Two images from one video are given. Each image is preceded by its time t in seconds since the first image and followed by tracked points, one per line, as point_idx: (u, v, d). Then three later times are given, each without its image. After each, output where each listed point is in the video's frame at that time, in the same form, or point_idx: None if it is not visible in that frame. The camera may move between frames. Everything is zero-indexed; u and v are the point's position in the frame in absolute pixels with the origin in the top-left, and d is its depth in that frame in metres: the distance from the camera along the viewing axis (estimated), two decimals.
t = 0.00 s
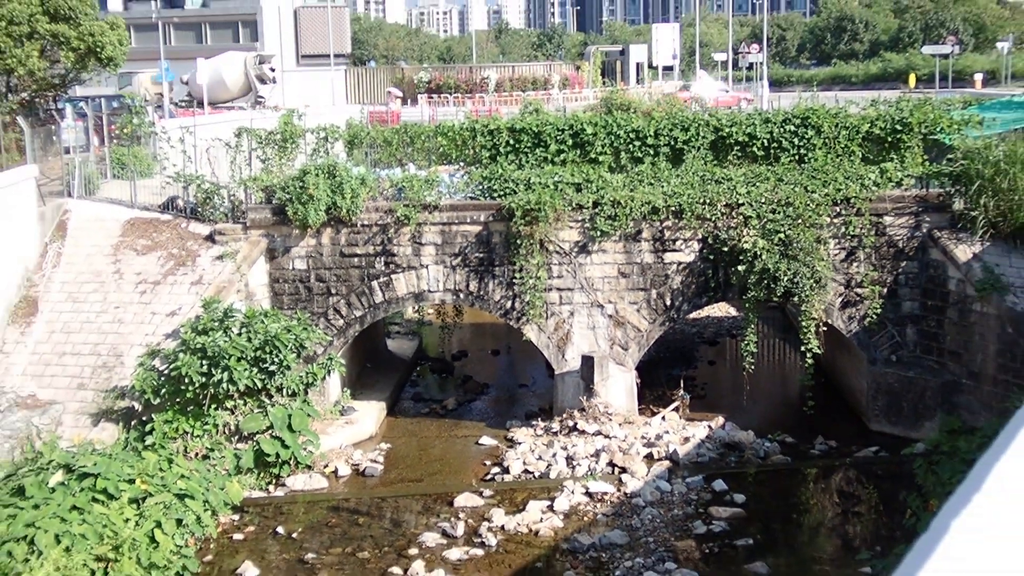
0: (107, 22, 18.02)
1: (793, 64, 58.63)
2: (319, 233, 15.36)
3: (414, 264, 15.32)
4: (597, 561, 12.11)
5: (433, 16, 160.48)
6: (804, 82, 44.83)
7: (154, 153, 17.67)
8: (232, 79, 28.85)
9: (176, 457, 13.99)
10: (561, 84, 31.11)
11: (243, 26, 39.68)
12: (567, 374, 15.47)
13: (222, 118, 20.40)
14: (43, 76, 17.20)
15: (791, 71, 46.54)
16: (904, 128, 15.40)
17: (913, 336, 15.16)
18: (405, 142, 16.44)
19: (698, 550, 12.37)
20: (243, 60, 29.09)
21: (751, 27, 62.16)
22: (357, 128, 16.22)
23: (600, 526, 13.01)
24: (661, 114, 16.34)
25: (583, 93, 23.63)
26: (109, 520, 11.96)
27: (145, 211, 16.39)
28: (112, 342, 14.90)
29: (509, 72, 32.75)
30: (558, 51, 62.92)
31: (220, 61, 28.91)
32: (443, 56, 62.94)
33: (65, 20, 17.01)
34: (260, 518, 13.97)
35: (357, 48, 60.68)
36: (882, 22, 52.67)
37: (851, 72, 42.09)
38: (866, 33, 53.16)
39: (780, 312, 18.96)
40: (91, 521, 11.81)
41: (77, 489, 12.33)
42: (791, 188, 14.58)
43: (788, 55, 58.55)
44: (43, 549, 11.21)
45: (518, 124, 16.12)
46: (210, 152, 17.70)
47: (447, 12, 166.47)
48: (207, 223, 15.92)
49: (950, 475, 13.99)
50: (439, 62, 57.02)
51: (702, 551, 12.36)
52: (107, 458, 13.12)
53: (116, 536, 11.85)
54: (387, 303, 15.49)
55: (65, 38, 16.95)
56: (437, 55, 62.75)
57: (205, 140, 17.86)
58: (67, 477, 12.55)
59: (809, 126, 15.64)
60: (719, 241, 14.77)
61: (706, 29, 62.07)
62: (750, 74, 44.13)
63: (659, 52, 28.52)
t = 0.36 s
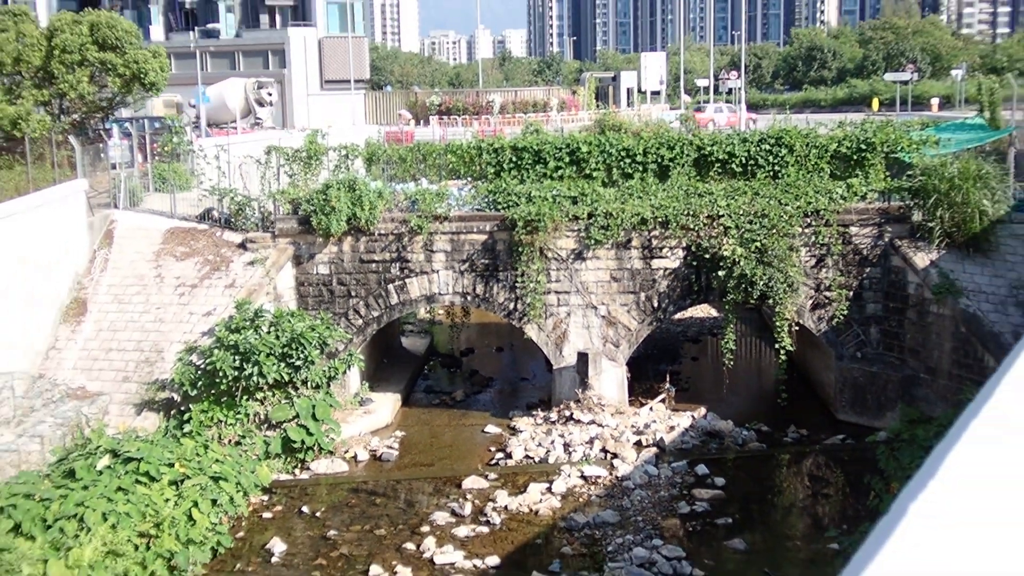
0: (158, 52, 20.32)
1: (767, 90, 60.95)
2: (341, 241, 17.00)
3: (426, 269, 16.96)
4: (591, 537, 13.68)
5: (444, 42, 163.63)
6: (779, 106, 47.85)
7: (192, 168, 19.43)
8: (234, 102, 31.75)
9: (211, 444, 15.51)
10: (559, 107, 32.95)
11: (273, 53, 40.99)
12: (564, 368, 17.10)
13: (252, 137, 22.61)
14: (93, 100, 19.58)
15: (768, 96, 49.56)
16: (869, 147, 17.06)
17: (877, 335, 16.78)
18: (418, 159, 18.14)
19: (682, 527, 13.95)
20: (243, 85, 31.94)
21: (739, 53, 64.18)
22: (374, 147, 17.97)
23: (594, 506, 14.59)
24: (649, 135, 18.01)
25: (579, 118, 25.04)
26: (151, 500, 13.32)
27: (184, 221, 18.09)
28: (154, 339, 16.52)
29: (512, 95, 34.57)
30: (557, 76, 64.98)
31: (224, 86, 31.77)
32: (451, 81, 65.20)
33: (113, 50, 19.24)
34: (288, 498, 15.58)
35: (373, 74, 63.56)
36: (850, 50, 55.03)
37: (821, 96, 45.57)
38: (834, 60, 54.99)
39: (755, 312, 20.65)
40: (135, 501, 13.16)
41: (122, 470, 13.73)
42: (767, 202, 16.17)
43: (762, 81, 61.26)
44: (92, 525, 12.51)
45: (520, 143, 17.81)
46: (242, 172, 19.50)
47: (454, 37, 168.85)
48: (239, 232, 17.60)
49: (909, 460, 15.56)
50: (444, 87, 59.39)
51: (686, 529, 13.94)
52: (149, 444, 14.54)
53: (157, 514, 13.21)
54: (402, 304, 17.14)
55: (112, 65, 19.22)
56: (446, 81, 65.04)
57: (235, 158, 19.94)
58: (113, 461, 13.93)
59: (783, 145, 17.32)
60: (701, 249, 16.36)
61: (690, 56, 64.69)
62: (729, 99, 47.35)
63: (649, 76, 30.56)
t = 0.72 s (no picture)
0: (192, 79, 23.61)
1: (742, 113, 63.70)
2: (359, 249, 18.89)
3: (435, 274, 18.87)
4: (583, 515, 15.41)
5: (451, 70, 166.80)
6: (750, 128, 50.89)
7: (225, 183, 21.70)
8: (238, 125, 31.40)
9: (242, 430, 17.14)
10: (555, 129, 34.91)
11: (299, 80, 42.97)
12: (558, 363, 18.98)
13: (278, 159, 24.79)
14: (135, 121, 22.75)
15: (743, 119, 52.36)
16: (833, 164, 19.00)
17: (840, 333, 18.71)
18: (428, 175, 20.11)
19: (665, 505, 15.68)
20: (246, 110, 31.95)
21: (721, 80, 66.62)
22: (388, 164, 19.90)
23: (586, 487, 16.35)
24: (636, 154, 19.96)
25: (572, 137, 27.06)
26: (187, 481, 14.83)
27: (217, 231, 20.30)
28: (191, 336, 18.42)
29: (513, 117, 36.74)
30: (553, 101, 67.21)
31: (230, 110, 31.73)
32: (458, 104, 67.63)
33: (154, 78, 22.59)
34: (310, 480, 17.20)
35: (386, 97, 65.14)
36: (816, 77, 58.18)
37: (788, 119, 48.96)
38: (801, 86, 57.92)
39: (732, 312, 22.58)
40: (173, 482, 14.64)
41: (162, 455, 15.39)
42: (741, 213, 18.05)
43: (738, 105, 63.80)
44: (134, 503, 13.86)
45: (519, 160, 19.76)
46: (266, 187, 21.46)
47: (460, 63, 171.53)
48: (267, 240, 19.72)
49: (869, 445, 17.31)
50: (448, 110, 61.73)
51: (668, 506, 15.67)
52: (185, 432, 16.20)
53: (193, 494, 14.68)
54: (414, 305, 19.00)
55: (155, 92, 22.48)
56: (452, 105, 67.42)
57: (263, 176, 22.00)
58: (154, 446, 15.73)
59: (756, 163, 19.27)
60: (682, 255, 18.24)
61: (673, 82, 67.50)
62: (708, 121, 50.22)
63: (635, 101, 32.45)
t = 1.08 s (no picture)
0: (227, 102, 27.21)
1: (719, 132, 66.03)
2: (375, 255, 21.02)
3: (444, 277, 21.00)
4: (577, 492, 17.02)
5: (455, 94, 170.27)
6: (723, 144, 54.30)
7: (254, 196, 24.93)
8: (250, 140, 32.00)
9: (271, 417, 18.87)
10: (550, 147, 36.97)
11: (320, 103, 45.66)
12: (554, 356, 21.10)
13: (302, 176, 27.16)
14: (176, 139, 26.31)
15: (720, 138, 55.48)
16: (800, 178, 21.24)
17: (807, 329, 20.74)
18: (436, 189, 22.34)
19: (650, 484, 17.29)
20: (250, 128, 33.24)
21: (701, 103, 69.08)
22: (401, 179, 22.11)
23: (579, 467, 18.08)
24: (624, 170, 22.23)
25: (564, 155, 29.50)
26: (222, 463, 16.12)
27: (247, 239, 22.55)
28: (225, 333, 20.49)
29: (513, 136, 39.06)
30: (550, 122, 69.57)
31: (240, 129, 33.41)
32: (463, 126, 70.25)
33: (192, 100, 26.20)
34: (332, 462, 18.87)
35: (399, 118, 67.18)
36: (784, 99, 61.50)
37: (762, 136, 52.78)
38: (770, 108, 61.08)
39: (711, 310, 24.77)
40: (210, 464, 15.89)
41: (199, 440, 16.62)
42: (718, 221, 20.18)
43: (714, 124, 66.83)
44: (175, 482, 15.01)
45: (519, 175, 22.02)
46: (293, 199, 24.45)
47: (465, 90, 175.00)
48: (293, 247, 21.90)
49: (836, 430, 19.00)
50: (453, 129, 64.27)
51: (654, 484, 17.29)
52: (220, 418, 17.76)
53: (227, 475, 15.95)
54: (424, 305, 21.12)
55: (193, 113, 26.14)
56: (459, 125, 69.99)
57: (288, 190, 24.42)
58: (191, 432, 17.00)
59: (731, 177, 21.53)
60: (665, 260, 20.37)
61: (656, 104, 70.76)
62: (687, 139, 53.30)
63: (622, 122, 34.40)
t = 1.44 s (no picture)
0: (245, 112, 28.61)
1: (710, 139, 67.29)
2: (385, 255, 22.23)
3: (450, 276, 22.21)
4: (576, 479, 17.97)
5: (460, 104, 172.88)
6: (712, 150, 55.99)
7: (271, 200, 26.01)
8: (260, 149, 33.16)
9: (287, 409, 19.84)
10: (551, 153, 38.44)
11: (333, 112, 46.41)
12: (554, 351, 22.25)
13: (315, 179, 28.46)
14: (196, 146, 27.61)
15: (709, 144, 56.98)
16: (787, 182, 22.48)
17: (793, 325, 21.88)
18: (443, 193, 23.59)
19: (645, 471, 18.25)
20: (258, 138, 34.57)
21: (693, 111, 70.64)
22: (410, 184, 23.37)
23: (578, 456, 19.07)
24: (620, 175, 23.46)
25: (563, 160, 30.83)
26: (241, 453, 16.95)
27: (265, 241, 23.80)
28: (243, 329, 21.68)
29: (514, 143, 40.30)
30: (550, 130, 70.98)
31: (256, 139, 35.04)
32: (469, 133, 71.72)
33: (213, 110, 27.55)
34: (345, 451, 19.79)
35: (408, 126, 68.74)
36: (771, 108, 63.09)
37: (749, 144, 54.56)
38: (758, 116, 62.82)
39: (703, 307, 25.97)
40: (230, 453, 16.73)
41: (219, 430, 17.45)
42: (709, 223, 21.34)
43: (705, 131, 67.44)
44: (196, 470, 15.80)
45: (521, 180, 23.27)
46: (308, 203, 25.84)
47: (469, 97, 177.53)
48: (308, 248, 23.12)
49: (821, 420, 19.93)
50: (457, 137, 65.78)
51: (648, 472, 18.24)
52: (239, 410, 18.68)
53: (245, 464, 16.77)
54: (431, 302, 22.32)
55: (212, 121, 27.42)
56: (464, 132, 71.40)
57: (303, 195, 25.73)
58: (212, 423, 17.86)
59: (722, 180, 22.76)
60: (660, 260, 21.52)
61: (650, 113, 72.44)
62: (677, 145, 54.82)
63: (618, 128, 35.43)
